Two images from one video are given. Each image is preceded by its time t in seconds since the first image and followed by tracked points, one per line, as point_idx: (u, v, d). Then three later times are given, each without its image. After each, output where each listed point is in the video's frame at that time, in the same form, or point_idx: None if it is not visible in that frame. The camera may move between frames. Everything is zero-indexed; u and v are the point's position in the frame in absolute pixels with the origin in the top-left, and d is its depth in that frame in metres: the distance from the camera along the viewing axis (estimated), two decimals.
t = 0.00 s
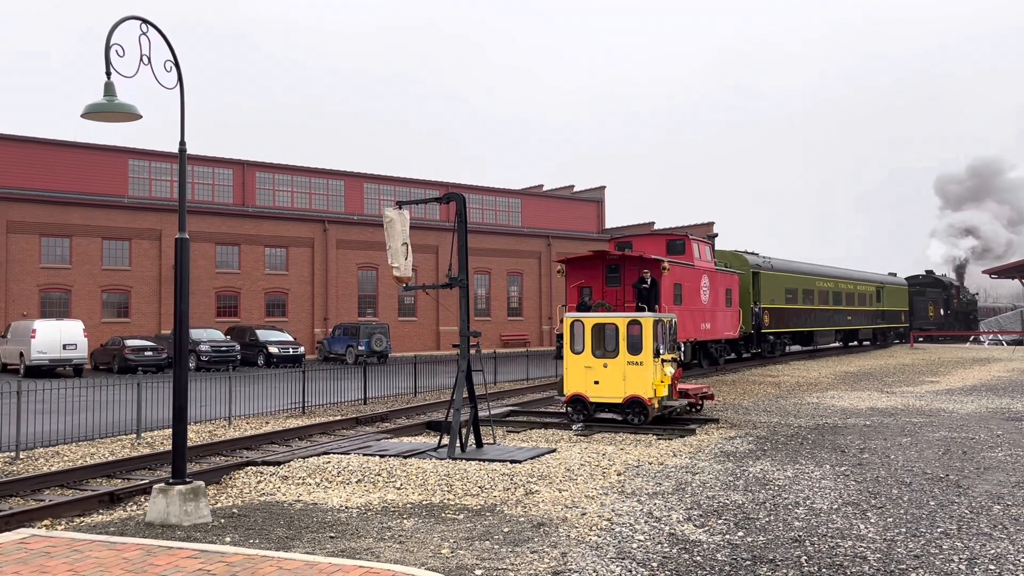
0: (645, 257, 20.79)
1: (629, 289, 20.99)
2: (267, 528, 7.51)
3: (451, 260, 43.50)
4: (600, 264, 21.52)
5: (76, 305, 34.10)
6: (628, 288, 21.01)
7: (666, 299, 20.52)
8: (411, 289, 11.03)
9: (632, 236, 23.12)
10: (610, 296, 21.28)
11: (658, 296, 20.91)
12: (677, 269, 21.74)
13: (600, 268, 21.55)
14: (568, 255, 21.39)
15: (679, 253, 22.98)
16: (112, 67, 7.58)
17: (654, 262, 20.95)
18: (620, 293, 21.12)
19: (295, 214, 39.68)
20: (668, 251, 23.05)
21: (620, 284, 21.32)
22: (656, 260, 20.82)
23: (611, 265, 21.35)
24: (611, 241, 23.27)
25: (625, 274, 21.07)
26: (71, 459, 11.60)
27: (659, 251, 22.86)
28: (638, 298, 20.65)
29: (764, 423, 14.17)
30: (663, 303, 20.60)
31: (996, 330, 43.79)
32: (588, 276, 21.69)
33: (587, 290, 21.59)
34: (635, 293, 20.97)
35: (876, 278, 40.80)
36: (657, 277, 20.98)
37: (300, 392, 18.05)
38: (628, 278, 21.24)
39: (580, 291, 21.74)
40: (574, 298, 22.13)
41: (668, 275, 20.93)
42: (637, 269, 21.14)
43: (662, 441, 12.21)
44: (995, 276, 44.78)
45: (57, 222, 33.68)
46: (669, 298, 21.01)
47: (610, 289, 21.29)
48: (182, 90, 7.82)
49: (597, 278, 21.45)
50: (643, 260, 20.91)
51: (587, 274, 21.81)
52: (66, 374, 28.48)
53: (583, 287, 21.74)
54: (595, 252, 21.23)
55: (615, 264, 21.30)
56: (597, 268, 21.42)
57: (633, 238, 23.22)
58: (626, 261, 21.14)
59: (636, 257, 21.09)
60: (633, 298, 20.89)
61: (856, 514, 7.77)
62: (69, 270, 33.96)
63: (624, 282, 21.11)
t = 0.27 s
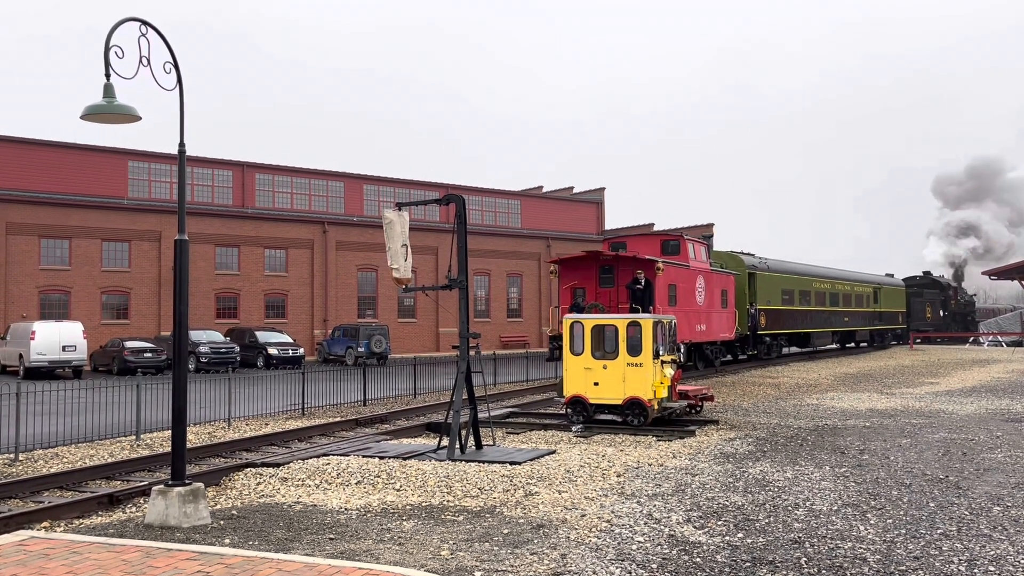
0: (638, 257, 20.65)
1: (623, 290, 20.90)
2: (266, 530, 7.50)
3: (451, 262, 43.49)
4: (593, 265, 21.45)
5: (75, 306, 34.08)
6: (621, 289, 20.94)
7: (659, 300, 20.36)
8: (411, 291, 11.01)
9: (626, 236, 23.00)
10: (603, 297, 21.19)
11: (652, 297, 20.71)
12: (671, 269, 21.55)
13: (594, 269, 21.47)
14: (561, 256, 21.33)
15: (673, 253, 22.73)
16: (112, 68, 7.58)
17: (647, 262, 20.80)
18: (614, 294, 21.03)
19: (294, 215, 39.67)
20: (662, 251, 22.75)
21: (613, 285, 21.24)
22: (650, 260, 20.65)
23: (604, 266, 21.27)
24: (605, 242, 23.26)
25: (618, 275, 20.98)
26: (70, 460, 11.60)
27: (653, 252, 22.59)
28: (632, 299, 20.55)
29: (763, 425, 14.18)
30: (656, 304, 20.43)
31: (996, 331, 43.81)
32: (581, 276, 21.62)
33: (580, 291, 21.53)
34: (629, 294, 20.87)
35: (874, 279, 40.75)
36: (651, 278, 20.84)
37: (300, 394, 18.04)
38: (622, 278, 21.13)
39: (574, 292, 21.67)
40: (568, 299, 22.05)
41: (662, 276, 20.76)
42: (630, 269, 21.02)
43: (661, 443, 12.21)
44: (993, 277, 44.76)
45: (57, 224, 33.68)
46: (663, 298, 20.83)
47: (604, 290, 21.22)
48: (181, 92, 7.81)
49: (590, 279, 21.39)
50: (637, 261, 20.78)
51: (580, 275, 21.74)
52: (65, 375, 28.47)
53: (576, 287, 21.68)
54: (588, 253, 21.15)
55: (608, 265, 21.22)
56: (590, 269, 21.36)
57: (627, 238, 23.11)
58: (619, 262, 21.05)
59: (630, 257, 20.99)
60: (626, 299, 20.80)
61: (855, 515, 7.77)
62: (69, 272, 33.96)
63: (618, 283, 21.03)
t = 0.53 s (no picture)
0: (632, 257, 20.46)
1: (616, 291, 20.71)
2: (266, 532, 7.49)
3: (451, 263, 43.51)
4: (586, 266, 21.26)
5: (75, 308, 34.07)
6: (616, 289, 20.75)
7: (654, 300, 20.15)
8: (410, 292, 11.01)
9: (620, 236, 23.07)
10: (597, 298, 21.00)
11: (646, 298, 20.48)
12: (665, 270, 21.35)
13: (587, 269, 21.29)
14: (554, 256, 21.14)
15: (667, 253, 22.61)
16: (111, 70, 7.58)
17: (641, 263, 20.61)
18: (608, 295, 20.84)
19: (294, 217, 39.68)
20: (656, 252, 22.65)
21: (607, 286, 21.03)
22: (644, 261, 20.43)
23: (598, 266, 21.09)
24: (598, 242, 23.26)
25: (612, 275, 20.80)
26: (69, 462, 11.60)
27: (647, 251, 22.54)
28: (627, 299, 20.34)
29: (763, 426, 14.18)
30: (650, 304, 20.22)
31: (995, 333, 43.81)
32: (574, 278, 21.42)
33: (573, 293, 21.27)
34: (622, 294, 20.69)
35: (871, 280, 40.73)
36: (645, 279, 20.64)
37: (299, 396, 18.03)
38: (616, 279, 20.94)
39: (566, 293, 21.42)
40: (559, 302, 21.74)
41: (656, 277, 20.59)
42: (624, 270, 20.82)
43: (660, 444, 12.22)
44: (993, 279, 44.74)
45: (56, 226, 33.69)
46: (657, 299, 20.62)
47: (597, 291, 21.00)
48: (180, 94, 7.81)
49: (583, 280, 21.18)
50: (631, 261, 20.61)
51: (573, 276, 21.53)
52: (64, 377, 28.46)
53: (569, 289, 21.46)
54: (581, 253, 20.96)
55: (602, 265, 21.04)
56: (584, 270, 21.16)
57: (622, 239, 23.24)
58: (613, 261, 20.86)
59: (624, 257, 20.82)
60: (621, 299, 20.61)
61: (855, 517, 7.77)
62: (68, 273, 33.96)
63: (611, 283, 20.83)
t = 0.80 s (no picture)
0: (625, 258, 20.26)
1: (610, 291, 20.53)
2: (265, 533, 7.49)
3: (450, 265, 43.52)
4: (580, 266, 21.10)
5: (74, 310, 34.05)
6: (608, 290, 20.56)
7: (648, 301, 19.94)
8: (410, 294, 11.00)
9: (614, 236, 22.71)
10: (590, 299, 20.84)
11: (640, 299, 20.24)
12: (660, 270, 21.14)
13: (580, 270, 21.14)
14: (546, 257, 21.00)
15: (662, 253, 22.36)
16: (110, 72, 7.59)
17: (635, 263, 20.41)
18: (601, 295, 20.68)
19: (293, 218, 39.68)
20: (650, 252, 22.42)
21: (600, 286, 20.86)
22: (638, 261, 20.19)
23: (591, 266, 20.92)
24: (592, 242, 23.21)
25: (605, 276, 20.61)
26: (69, 464, 11.59)
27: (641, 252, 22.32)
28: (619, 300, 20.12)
29: (763, 427, 14.17)
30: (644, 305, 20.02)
31: (995, 334, 43.82)
32: (567, 278, 21.27)
33: (566, 293, 21.17)
34: (616, 295, 20.51)
35: (869, 282, 40.72)
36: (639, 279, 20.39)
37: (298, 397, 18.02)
38: (610, 279, 20.76)
39: (560, 294, 21.29)
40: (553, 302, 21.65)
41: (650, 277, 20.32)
42: (618, 270, 20.63)
43: (660, 445, 12.21)
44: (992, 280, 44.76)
45: (56, 227, 33.69)
46: (651, 300, 20.42)
47: (590, 292, 20.87)
48: (180, 95, 7.81)
49: (576, 280, 21.04)
50: (624, 261, 20.40)
51: (566, 277, 21.39)
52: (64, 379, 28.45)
53: (562, 290, 21.31)
54: (574, 254, 20.79)
55: (595, 265, 20.87)
56: (577, 270, 21.02)
57: (614, 238, 22.82)
58: (606, 262, 20.68)
59: (617, 258, 20.62)
60: (614, 300, 20.43)
61: (855, 518, 7.77)
62: (67, 275, 33.95)
63: (604, 284, 20.65)
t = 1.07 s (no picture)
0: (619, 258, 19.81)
1: (604, 293, 20.06)
2: (264, 535, 7.49)
3: (450, 266, 43.53)
4: (573, 266, 20.57)
5: (74, 311, 34.04)
6: (602, 291, 20.10)
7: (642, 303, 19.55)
8: (409, 295, 10.99)
9: (608, 237, 22.89)
10: (584, 299, 20.34)
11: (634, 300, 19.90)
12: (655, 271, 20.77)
13: (573, 269, 20.59)
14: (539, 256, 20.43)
15: (656, 253, 22.27)
16: (110, 73, 7.59)
17: (629, 264, 19.99)
18: (594, 297, 20.17)
19: (293, 220, 39.70)
20: (645, 251, 22.38)
21: (593, 287, 20.36)
22: (632, 262, 19.84)
23: (584, 267, 20.41)
24: (587, 242, 23.19)
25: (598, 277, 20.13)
26: (69, 466, 11.59)
27: (635, 251, 22.30)
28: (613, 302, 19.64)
29: (762, 428, 14.17)
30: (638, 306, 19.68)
31: (994, 335, 43.84)
32: (559, 279, 20.73)
33: (559, 294, 20.65)
34: (609, 296, 20.06)
35: (866, 282, 40.73)
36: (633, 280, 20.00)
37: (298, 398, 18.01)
38: (603, 280, 20.30)
39: (552, 295, 20.76)
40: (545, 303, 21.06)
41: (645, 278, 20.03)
42: (611, 271, 20.18)
43: (659, 447, 12.22)
44: (992, 281, 44.79)
45: (55, 229, 33.70)
46: (645, 301, 20.03)
47: (583, 293, 20.36)
48: (179, 97, 7.82)
49: (569, 281, 20.52)
50: (618, 262, 20.00)
51: (559, 277, 20.82)
52: (63, 380, 28.45)
53: (554, 291, 20.76)
54: (567, 254, 20.26)
55: (589, 266, 20.38)
56: (570, 270, 20.48)
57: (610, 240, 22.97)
58: (600, 262, 20.17)
59: (611, 258, 20.16)
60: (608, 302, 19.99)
61: (854, 519, 7.77)
62: (67, 277, 33.95)
63: (598, 285, 20.19)
